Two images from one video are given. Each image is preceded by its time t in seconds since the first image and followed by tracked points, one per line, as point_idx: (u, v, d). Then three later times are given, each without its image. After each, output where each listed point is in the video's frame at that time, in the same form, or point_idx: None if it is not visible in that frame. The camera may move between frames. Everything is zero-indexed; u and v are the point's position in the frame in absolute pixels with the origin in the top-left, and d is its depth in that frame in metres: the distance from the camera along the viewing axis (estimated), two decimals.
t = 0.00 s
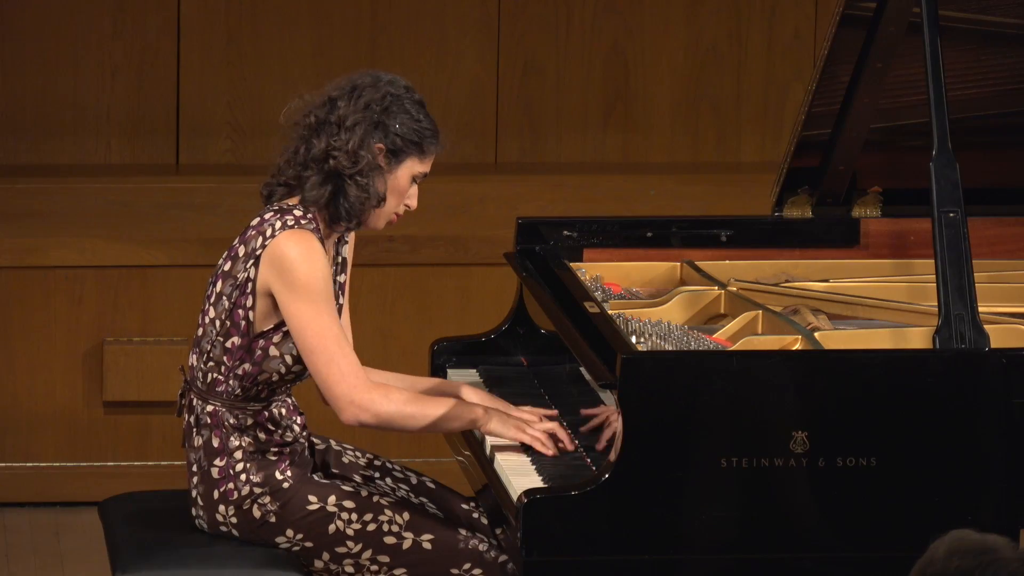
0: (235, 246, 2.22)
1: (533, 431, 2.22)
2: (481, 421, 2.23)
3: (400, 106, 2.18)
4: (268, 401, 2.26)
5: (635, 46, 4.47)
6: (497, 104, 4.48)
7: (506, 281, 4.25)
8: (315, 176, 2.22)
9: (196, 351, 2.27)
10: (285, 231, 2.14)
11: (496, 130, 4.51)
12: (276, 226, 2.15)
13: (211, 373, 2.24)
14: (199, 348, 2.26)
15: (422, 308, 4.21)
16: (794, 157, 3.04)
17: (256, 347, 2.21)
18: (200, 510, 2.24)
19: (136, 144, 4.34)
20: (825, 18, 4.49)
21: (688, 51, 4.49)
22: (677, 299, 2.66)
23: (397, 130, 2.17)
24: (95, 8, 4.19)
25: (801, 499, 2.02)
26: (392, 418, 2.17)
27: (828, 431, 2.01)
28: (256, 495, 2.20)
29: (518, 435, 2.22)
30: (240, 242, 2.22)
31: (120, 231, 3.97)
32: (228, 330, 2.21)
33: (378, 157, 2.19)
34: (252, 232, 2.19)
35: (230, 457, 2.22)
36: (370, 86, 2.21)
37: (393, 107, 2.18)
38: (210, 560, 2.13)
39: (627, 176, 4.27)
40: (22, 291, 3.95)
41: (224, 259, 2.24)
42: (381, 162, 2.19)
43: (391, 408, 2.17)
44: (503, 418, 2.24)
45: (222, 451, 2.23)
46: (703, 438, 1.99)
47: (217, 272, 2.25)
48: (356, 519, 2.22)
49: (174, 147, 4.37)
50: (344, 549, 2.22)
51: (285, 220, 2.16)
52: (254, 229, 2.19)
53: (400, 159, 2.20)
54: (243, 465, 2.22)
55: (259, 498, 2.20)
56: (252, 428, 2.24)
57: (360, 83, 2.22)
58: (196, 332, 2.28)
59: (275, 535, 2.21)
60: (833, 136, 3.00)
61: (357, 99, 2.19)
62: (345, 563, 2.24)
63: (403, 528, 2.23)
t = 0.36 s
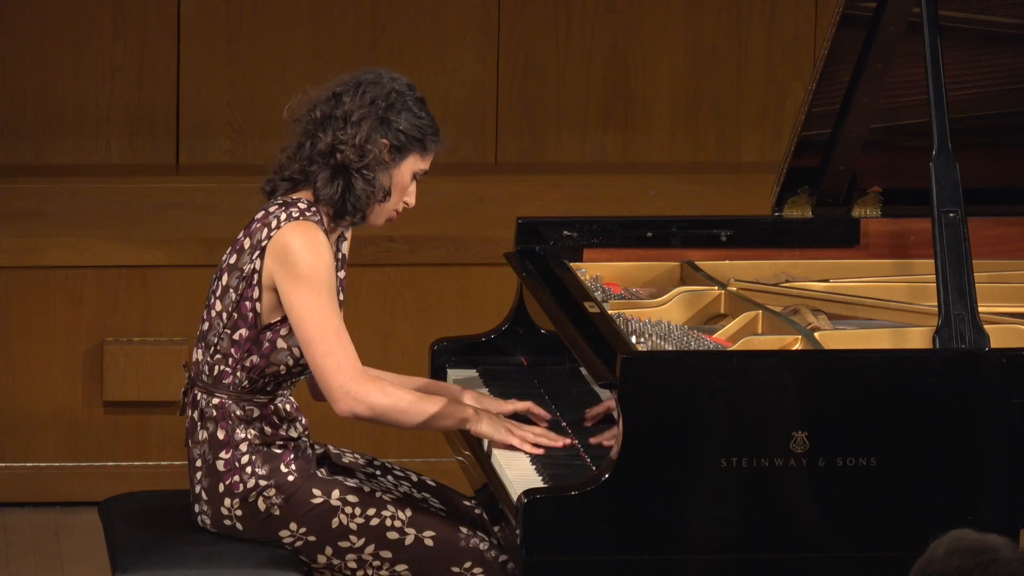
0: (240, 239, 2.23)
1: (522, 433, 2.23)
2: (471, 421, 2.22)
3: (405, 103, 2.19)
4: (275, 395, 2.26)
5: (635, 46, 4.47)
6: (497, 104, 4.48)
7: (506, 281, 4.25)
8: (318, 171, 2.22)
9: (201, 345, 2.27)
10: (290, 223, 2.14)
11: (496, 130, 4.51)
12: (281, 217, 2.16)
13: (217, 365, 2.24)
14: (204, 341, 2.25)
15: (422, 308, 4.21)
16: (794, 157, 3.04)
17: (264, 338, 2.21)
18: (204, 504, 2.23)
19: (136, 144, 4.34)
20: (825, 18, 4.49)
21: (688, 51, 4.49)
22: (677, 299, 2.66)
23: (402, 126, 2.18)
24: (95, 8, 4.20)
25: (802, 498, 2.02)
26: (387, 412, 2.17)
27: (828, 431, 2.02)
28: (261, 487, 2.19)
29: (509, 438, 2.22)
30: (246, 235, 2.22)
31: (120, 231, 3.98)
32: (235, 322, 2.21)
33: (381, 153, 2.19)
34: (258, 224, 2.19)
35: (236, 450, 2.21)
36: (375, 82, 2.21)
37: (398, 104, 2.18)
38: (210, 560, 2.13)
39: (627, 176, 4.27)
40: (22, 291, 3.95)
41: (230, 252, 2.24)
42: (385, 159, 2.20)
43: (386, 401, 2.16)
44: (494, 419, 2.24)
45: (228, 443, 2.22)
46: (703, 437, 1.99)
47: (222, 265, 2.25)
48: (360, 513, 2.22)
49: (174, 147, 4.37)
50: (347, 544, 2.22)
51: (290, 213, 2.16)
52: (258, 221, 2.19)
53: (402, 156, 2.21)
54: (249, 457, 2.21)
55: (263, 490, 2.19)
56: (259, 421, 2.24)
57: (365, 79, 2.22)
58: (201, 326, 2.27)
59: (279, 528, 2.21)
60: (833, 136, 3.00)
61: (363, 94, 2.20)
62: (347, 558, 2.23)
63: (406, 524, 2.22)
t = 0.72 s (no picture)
0: (248, 230, 2.22)
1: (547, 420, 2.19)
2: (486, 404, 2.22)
3: (410, 104, 2.20)
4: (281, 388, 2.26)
5: (635, 46, 4.47)
6: (497, 104, 4.48)
7: (506, 281, 4.25)
8: (322, 166, 2.23)
9: (207, 338, 2.25)
10: (299, 206, 2.15)
11: (496, 130, 4.51)
12: (290, 203, 2.17)
13: (225, 356, 2.22)
14: (211, 333, 2.24)
15: (422, 307, 4.21)
16: (794, 157, 3.04)
17: (274, 327, 2.20)
18: (209, 498, 2.22)
19: (137, 144, 4.34)
20: (825, 18, 4.49)
21: (688, 51, 4.49)
22: (677, 299, 2.66)
23: (407, 127, 2.19)
24: (95, 8, 4.20)
25: (802, 498, 2.02)
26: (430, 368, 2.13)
27: (828, 431, 2.01)
28: (266, 479, 2.18)
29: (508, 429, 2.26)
30: (254, 225, 2.21)
31: (120, 232, 3.97)
32: (246, 311, 2.20)
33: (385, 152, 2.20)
34: (265, 213, 2.19)
35: (241, 441, 2.20)
36: (382, 81, 2.22)
37: (404, 104, 2.20)
38: (209, 560, 2.12)
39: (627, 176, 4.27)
40: (22, 291, 3.95)
41: (238, 244, 2.23)
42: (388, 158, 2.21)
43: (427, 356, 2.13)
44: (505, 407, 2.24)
45: (233, 434, 2.20)
46: (703, 437, 1.99)
47: (231, 258, 2.24)
48: (363, 509, 2.22)
49: (174, 146, 4.37)
50: (350, 539, 2.22)
51: (298, 199, 2.18)
52: (266, 210, 2.20)
53: (404, 156, 2.22)
54: (254, 449, 2.20)
55: (268, 483, 2.18)
56: (264, 413, 2.22)
57: (374, 78, 2.23)
58: (207, 319, 2.26)
59: (283, 522, 2.20)
60: (833, 137, 3.00)
61: (370, 92, 2.21)
62: (350, 554, 2.23)
63: (409, 521, 2.22)
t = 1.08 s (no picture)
0: (281, 230, 2.20)
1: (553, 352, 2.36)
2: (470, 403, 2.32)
3: (447, 131, 2.22)
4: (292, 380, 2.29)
5: (636, 45, 4.47)
6: (497, 104, 4.48)
7: (506, 281, 4.25)
8: (354, 181, 2.24)
9: (225, 326, 2.24)
10: (341, 222, 2.16)
11: (496, 130, 4.51)
12: (334, 214, 2.18)
13: (246, 345, 2.22)
14: (232, 322, 2.23)
15: (423, 308, 4.21)
16: (794, 157, 3.04)
17: (301, 328, 2.23)
18: (220, 483, 2.20)
19: (137, 144, 4.34)
20: (825, 18, 4.49)
21: (688, 50, 4.49)
22: (677, 298, 2.66)
23: (442, 153, 2.21)
24: (96, 8, 4.20)
25: (802, 498, 2.02)
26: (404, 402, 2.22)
27: (828, 431, 2.02)
28: (279, 461, 2.18)
29: (506, 411, 2.33)
30: (288, 227, 2.19)
31: (120, 232, 3.97)
32: (275, 308, 2.21)
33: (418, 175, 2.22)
34: (302, 219, 2.18)
35: (255, 424, 2.20)
36: (422, 103, 2.23)
37: (442, 130, 2.21)
38: (209, 560, 2.13)
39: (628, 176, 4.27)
40: (22, 291, 3.95)
41: (269, 241, 2.21)
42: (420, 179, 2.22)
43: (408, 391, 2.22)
44: (491, 395, 2.34)
45: (248, 417, 2.20)
46: (703, 437, 1.99)
47: (258, 252, 2.22)
48: (372, 496, 2.23)
49: (174, 146, 4.37)
50: (359, 526, 2.23)
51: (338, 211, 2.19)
52: (304, 216, 2.19)
53: (436, 180, 2.23)
54: (268, 431, 2.20)
55: (281, 464, 2.18)
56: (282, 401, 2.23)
57: (419, 100, 2.24)
58: (226, 307, 2.24)
59: (294, 504, 2.19)
60: (834, 136, 3.00)
61: (411, 112, 2.21)
62: (358, 542, 2.24)
63: (416, 512, 2.24)
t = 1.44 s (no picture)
0: (310, 213, 2.24)
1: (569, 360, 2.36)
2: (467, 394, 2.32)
3: (481, 135, 2.24)
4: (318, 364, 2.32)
5: (636, 45, 4.47)
6: (497, 104, 4.48)
7: (506, 281, 4.25)
8: (385, 173, 2.28)
9: (253, 308, 2.27)
10: (371, 203, 2.20)
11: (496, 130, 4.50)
12: (362, 197, 2.21)
13: (275, 326, 2.26)
14: (260, 304, 2.26)
15: (422, 308, 4.21)
16: (794, 157, 3.04)
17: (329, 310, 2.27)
18: (242, 454, 2.23)
19: (137, 144, 4.34)
20: (825, 18, 4.49)
21: (689, 50, 4.49)
22: (677, 298, 2.66)
23: (474, 156, 2.24)
24: (96, 8, 4.20)
25: (802, 499, 2.02)
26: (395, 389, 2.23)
27: (828, 431, 2.01)
28: (302, 434, 2.21)
29: (502, 405, 2.32)
30: (316, 210, 2.24)
31: (120, 232, 3.97)
32: (303, 289, 2.24)
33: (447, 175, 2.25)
34: (333, 202, 2.22)
35: (282, 398, 2.23)
36: (460, 105, 2.25)
37: (477, 134, 2.24)
38: (211, 559, 2.13)
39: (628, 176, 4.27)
40: (22, 291, 3.95)
41: (296, 223, 2.25)
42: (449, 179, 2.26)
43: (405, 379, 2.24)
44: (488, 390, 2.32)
45: (275, 391, 2.23)
46: (703, 438, 1.99)
47: (285, 235, 2.26)
48: (388, 476, 2.25)
49: (174, 146, 4.37)
50: (375, 506, 2.24)
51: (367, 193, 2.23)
52: (334, 199, 2.23)
53: (463, 181, 2.26)
54: (294, 406, 2.23)
55: (304, 437, 2.21)
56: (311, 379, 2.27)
57: (459, 99, 2.27)
58: (253, 289, 2.27)
59: (314, 476, 2.20)
60: (833, 136, 3.00)
61: (447, 112, 2.24)
62: (374, 522, 2.25)
63: (431, 497, 2.27)
